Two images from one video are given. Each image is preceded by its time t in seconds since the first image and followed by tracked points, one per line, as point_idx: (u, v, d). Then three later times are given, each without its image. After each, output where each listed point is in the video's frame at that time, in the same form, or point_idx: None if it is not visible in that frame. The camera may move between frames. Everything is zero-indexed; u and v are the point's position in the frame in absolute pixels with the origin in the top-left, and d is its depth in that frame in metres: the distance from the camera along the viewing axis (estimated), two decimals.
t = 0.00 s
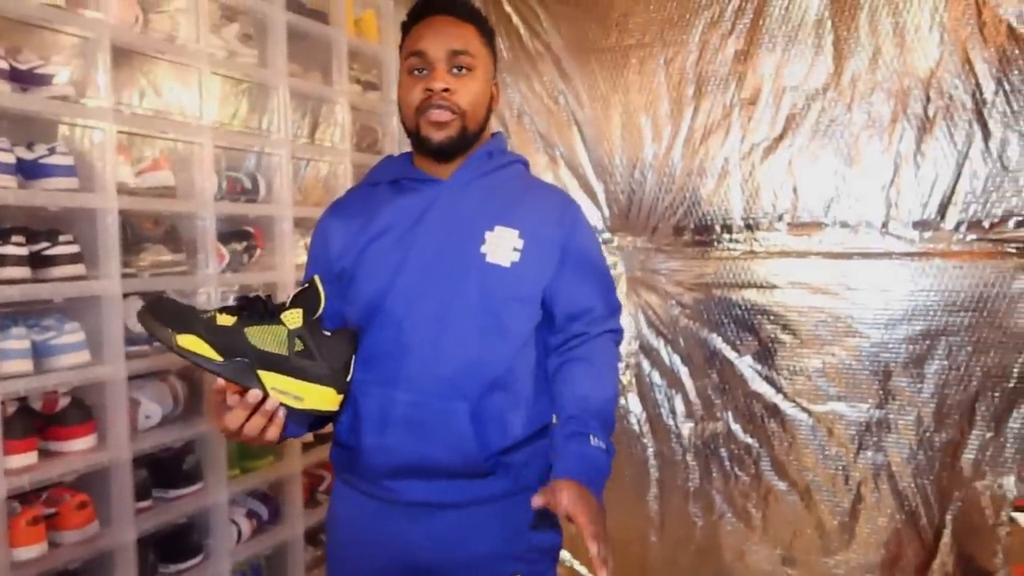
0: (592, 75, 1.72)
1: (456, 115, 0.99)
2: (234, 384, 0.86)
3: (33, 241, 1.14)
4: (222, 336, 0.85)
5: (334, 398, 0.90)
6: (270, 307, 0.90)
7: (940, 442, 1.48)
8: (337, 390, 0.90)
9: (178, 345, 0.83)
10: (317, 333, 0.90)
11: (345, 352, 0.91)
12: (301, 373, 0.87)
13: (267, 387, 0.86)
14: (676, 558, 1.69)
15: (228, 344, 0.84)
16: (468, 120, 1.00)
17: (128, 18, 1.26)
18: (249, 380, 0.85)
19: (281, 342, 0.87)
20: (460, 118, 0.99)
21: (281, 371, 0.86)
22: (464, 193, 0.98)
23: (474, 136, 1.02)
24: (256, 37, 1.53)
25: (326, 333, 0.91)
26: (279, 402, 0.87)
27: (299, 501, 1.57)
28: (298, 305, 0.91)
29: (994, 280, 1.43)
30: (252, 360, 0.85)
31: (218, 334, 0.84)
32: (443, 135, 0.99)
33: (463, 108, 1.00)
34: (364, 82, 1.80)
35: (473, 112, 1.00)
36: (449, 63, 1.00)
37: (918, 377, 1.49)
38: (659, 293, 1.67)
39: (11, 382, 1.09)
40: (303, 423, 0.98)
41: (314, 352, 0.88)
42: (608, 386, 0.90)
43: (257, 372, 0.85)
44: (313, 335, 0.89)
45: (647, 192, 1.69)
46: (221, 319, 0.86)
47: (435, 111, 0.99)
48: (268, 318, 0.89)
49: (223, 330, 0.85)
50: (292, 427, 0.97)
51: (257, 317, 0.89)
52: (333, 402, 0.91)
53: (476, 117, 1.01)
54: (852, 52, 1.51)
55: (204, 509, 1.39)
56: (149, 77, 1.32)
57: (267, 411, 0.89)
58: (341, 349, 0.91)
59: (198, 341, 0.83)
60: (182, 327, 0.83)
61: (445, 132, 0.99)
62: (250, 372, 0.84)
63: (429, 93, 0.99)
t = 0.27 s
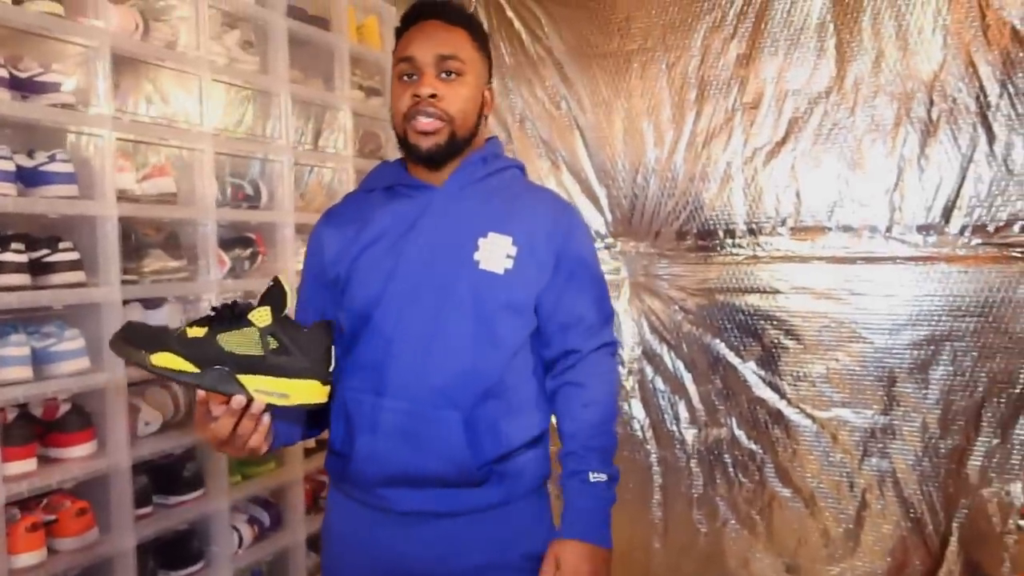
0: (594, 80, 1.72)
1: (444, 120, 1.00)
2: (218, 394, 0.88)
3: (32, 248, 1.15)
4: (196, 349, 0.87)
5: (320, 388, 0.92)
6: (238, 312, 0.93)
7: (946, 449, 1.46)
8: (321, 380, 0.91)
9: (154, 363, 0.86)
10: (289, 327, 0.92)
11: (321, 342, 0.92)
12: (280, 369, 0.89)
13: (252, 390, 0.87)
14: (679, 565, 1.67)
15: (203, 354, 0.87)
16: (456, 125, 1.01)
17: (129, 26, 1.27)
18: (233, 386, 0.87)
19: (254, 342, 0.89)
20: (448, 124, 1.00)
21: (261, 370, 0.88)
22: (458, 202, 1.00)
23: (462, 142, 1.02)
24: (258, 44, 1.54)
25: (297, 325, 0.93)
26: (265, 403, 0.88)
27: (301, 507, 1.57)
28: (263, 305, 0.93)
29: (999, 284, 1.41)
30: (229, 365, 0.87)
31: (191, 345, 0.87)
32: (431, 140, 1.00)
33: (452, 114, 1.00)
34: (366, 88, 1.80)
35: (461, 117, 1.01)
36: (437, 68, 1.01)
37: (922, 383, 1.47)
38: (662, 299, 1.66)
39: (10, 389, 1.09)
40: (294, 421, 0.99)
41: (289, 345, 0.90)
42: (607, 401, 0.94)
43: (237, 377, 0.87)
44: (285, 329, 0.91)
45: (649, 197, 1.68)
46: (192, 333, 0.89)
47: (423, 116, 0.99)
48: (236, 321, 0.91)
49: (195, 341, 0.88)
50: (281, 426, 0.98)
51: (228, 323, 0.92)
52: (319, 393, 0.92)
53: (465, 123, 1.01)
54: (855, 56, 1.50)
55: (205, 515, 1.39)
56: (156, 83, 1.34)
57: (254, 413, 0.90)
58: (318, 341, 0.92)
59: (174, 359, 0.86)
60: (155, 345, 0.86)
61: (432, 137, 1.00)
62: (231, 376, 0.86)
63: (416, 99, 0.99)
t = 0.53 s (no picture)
0: (601, 83, 1.71)
1: (446, 125, 0.99)
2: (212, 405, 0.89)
3: (39, 254, 1.16)
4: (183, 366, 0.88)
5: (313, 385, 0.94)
6: (218, 322, 0.94)
7: (958, 455, 1.44)
8: (312, 377, 0.93)
9: (143, 387, 0.87)
10: (270, 330, 0.94)
11: (305, 342, 0.95)
12: (269, 372, 0.91)
13: (245, 398, 0.88)
14: (688, 570, 1.66)
15: (190, 369, 0.88)
16: (458, 131, 1.00)
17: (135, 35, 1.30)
18: (227, 396, 0.87)
19: (238, 349, 0.91)
20: (450, 129, 1.00)
21: (251, 376, 0.89)
22: (458, 208, 1.00)
23: (463, 148, 1.02)
24: (265, 50, 1.55)
25: (278, 328, 0.95)
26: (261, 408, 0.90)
27: (308, 511, 1.57)
28: (241, 310, 0.94)
29: (1012, 288, 1.39)
30: (218, 375, 0.88)
31: (175, 363, 0.88)
32: (432, 145, 1.00)
33: (453, 119, 1.00)
34: (374, 92, 1.80)
35: (462, 123, 1.01)
36: (439, 74, 1.01)
37: (934, 388, 1.45)
38: (670, 303, 1.65)
39: (17, 394, 1.10)
40: (293, 422, 0.99)
41: (275, 347, 0.92)
42: (599, 408, 0.94)
43: (229, 387, 0.88)
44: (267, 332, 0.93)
45: (657, 201, 1.67)
46: (175, 351, 0.90)
47: (425, 121, 0.99)
48: (217, 331, 0.92)
49: (180, 358, 0.89)
50: (279, 429, 0.97)
51: (209, 334, 0.93)
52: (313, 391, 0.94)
53: (466, 129, 1.01)
54: (864, 58, 1.49)
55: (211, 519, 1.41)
56: (169, 90, 1.38)
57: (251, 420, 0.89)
58: (302, 342, 0.95)
59: (163, 379, 0.87)
60: (140, 370, 0.87)
61: (434, 143, 1.00)
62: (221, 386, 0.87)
63: (418, 104, 0.99)
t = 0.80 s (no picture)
0: (606, 90, 1.71)
1: (447, 135, 1.00)
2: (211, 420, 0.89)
3: (44, 261, 1.17)
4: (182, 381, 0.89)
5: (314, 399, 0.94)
6: (217, 335, 0.94)
7: (965, 465, 1.42)
8: (313, 392, 0.93)
9: (142, 402, 0.87)
10: (272, 343, 0.94)
11: (306, 356, 0.95)
12: (270, 387, 0.91)
13: (244, 413, 0.88)
14: None
15: (190, 385, 0.88)
16: (459, 140, 1.01)
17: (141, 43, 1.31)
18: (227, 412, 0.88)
19: (238, 363, 0.91)
20: (451, 139, 1.00)
21: (251, 391, 0.90)
22: (457, 215, 1.00)
23: (464, 157, 1.02)
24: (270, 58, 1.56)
25: (279, 340, 0.95)
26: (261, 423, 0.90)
27: (311, 518, 1.57)
28: (241, 322, 0.94)
29: (1019, 296, 1.38)
30: (217, 390, 0.89)
31: (175, 378, 0.88)
32: (433, 154, 1.00)
33: (455, 129, 1.00)
34: (379, 99, 1.81)
35: (464, 132, 1.01)
36: (442, 82, 1.01)
37: (941, 397, 1.44)
38: (675, 310, 1.64)
39: (20, 400, 1.11)
40: (296, 440, 0.99)
41: (276, 361, 0.92)
42: (598, 414, 0.93)
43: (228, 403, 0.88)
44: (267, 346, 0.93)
45: (661, 208, 1.66)
46: (174, 365, 0.90)
47: (427, 130, 0.99)
48: (218, 344, 0.93)
49: (180, 372, 0.89)
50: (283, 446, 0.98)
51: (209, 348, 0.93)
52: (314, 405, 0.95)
53: (467, 138, 1.02)
54: (869, 64, 1.48)
55: (214, 525, 1.41)
56: (178, 97, 1.40)
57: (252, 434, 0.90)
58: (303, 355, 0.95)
59: (162, 394, 0.87)
60: (139, 385, 0.88)
61: (435, 151, 1.00)
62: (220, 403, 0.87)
63: (421, 112, 0.99)
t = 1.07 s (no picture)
0: (611, 94, 1.71)
1: (448, 137, 1.00)
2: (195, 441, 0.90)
3: (49, 263, 1.18)
4: (162, 406, 0.90)
5: (297, 404, 0.95)
6: (190, 357, 0.96)
7: (973, 471, 1.41)
8: (294, 399, 0.94)
9: (125, 431, 0.88)
10: (244, 356, 0.96)
11: (281, 365, 0.96)
12: (249, 399, 0.92)
13: (228, 428, 0.89)
14: None
15: (169, 407, 0.89)
16: (461, 142, 1.01)
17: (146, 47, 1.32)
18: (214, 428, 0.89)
19: (213, 381, 0.93)
20: (452, 141, 1.00)
21: (231, 406, 0.91)
22: (458, 218, 1.00)
23: (466, 159, 1.03)
24: (276, 61, 1.57)
25: (250, 353, 0.97)
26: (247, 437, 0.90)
27: (314, 521, 1.58)
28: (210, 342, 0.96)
29: None
30: (197, 409, 0.90)
31: (153, 404, 0.90)
32: (434, 156, 1.00)
33: (456, 131, 1.01)
34: (385, 103, 1.81)
35: (466, 135, 1.01)
36: (444, 85, 1.01)
37: (948, 402, 1.43)
38: (680, 314, 1.64)
39: (25, 401, 1.11)
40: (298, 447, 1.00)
41: (250, 373, 0.94)
42: (599, 418, 0.93)
43: (211, 421, 0.89)
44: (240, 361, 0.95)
45: (666, 211, 1.66)
46: (152, 392, 0.92)
47: (429, 132, 1.00)
48: (191, 366, 0.95)
49: (158, 397, 0.91)
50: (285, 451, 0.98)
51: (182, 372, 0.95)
52: (300, 410, 0.95)
53: (469, 140, 1.02)
54: (876, 68, 1.48)
55: (218, 527, 1.41)
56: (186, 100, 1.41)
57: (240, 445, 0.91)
58: (278, 365, 0.97)
59: (143, 420, 0.88)
60: (120, 415, 0.89)
61: (437, 153, 1.00)
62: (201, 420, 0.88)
63: (423, 115, 1.00)
